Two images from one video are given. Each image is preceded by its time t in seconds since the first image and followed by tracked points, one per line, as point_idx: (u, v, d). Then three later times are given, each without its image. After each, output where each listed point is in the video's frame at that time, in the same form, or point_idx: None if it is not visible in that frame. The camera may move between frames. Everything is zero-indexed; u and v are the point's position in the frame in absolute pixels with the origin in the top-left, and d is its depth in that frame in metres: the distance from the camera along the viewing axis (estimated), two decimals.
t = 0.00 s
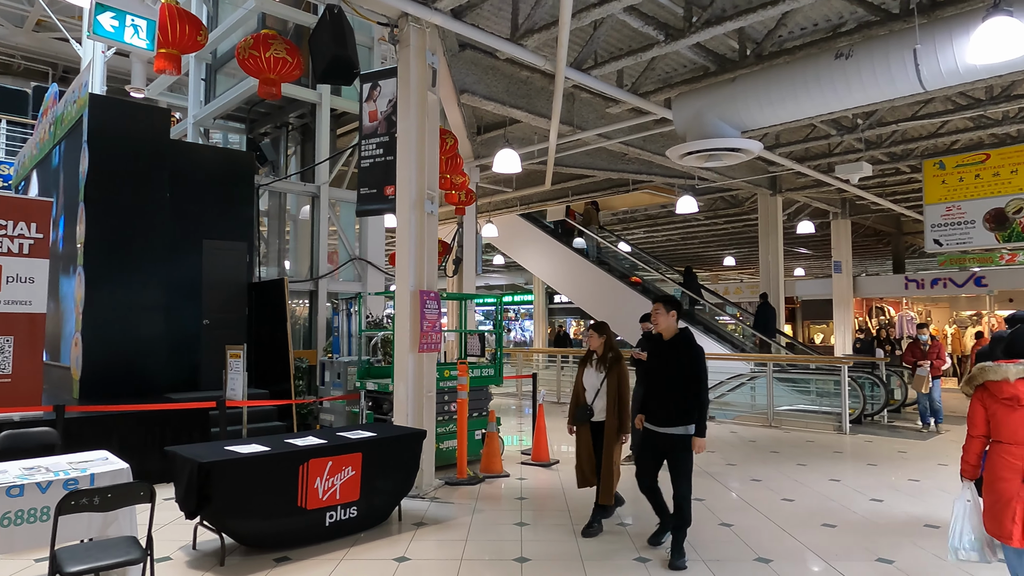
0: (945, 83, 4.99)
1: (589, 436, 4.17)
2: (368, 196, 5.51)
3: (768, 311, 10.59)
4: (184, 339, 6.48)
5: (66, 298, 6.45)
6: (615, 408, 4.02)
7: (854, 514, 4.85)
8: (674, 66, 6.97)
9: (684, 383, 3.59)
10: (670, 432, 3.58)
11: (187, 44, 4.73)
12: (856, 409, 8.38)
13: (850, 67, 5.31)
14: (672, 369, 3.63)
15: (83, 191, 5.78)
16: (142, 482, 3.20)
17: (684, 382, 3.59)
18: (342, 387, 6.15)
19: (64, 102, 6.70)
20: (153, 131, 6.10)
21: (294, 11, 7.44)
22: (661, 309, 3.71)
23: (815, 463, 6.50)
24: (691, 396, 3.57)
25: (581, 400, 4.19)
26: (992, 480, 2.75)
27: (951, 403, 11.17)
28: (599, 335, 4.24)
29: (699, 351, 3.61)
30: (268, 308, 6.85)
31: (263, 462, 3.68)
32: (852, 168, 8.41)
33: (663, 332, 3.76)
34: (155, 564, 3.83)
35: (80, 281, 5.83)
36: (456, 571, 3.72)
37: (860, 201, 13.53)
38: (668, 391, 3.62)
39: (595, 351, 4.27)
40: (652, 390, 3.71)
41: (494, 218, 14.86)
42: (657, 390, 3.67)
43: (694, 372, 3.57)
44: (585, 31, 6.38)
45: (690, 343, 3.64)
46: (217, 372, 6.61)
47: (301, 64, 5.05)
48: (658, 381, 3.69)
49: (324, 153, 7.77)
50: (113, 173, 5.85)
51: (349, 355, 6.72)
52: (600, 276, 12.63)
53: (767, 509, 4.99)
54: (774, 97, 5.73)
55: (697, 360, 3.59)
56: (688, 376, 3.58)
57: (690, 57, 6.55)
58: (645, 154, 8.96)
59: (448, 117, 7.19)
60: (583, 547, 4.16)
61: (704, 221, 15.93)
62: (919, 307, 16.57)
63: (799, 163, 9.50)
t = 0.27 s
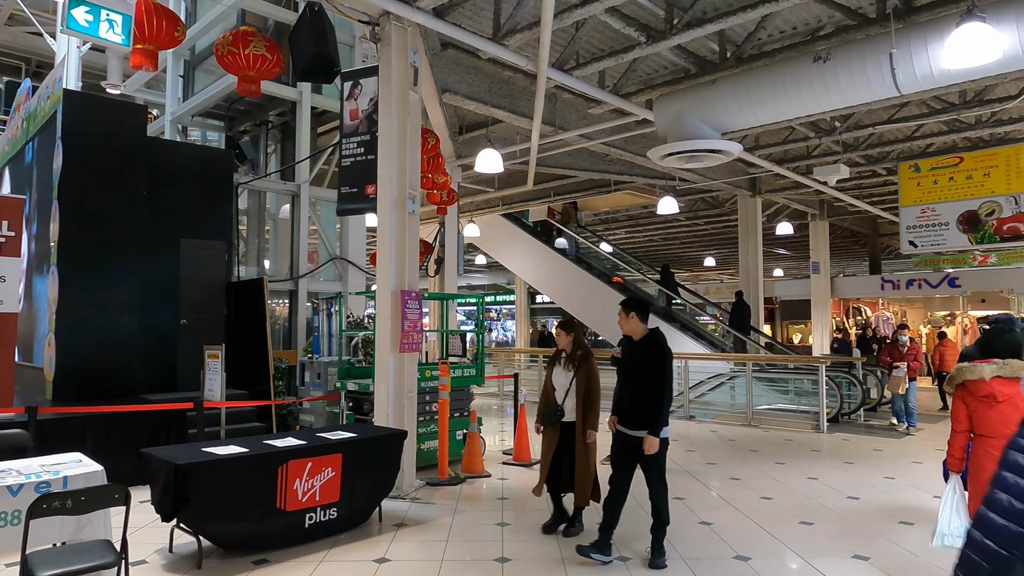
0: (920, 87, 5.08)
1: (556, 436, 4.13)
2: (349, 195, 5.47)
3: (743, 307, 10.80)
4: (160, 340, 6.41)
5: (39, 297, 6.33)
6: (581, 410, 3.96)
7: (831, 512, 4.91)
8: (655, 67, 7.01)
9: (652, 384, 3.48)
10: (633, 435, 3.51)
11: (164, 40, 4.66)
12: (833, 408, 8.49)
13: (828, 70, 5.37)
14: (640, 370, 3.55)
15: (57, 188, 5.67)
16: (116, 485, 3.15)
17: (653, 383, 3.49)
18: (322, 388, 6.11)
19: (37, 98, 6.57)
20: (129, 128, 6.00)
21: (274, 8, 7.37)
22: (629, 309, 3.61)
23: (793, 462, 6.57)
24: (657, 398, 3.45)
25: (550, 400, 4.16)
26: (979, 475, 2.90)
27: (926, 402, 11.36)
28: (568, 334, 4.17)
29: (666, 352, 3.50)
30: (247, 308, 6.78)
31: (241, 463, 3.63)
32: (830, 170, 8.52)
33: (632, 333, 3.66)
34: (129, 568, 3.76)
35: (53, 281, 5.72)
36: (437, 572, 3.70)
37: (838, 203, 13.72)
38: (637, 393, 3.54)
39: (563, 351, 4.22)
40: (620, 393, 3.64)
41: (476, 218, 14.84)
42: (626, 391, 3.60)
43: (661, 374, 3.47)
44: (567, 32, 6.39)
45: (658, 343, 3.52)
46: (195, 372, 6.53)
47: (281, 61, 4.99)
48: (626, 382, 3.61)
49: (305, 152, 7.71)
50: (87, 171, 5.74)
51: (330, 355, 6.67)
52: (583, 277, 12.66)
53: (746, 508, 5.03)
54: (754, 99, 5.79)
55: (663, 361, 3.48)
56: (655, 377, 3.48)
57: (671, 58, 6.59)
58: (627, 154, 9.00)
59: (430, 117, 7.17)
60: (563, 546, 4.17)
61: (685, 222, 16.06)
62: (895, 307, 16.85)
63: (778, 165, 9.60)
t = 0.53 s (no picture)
0: (902, 90, 5.14)
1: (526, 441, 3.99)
2: (335, 194, 5.44)
3: (725, 304, 10.78)
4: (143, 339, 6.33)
5: (19, 297, 6.24)
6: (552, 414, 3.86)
7: (815, 511, 4.95)
8: (642, 68, 7.04)
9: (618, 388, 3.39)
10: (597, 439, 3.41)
11: (147, 36, 4.60)
12: (817, 408, 8.56)
13: (812, 73, 5.42)
14: (607, 372, 3.45)
15: (37, 186, 5.59)
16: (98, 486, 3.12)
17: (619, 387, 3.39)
18: (308, 388, 6.07)
19: (17, 94, 6.48)
20: (112, 125, 5.92)
21: (260, 6, 7.32)
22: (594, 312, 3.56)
23: (778, 461, 6.62)
24: (622, 401, 3.35)
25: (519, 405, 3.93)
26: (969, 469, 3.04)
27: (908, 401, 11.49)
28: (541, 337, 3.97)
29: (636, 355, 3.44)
30: (232, 307, 6.72)
31: (225, 464, 3.60)
32: (814, 172, 8.60)
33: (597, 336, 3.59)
34: (111, 570, 3.71)
35: (34, 280, 5.64)
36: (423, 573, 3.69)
37: (822, 204, 13.85)
38: (601, 396, 3.44)
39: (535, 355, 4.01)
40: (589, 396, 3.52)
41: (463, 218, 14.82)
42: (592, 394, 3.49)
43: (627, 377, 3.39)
44: (555, 32, 6.40)
45: (627, 347, 3.44)
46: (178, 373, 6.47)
47: (267, 59, 4.95)
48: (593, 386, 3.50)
49: (290, 150, 7.66)
50: (69, 168, 5.66)
51: (316, 355, 6.63)
52: (570, 277, 12.69)
53: (731, 507, 5.06)
54: (740, 100, 5.82)
55: (631, 364, 3.41)
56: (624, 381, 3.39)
57: (658, 59, 6.62)
58: (614, 155, 9.02)
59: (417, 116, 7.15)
60: (550, 546, 4.17)
61: (672, 222, 16.14)
62: (878, 307, 17.03)
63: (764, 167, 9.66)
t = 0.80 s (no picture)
0: (891, 91, 5.17)
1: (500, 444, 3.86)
2: (325, 193, 5.41)
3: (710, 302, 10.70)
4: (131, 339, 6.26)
5: (5, 296, 6.17)
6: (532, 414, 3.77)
7: (805, 509, 4.97)
8: (633, 68, 7.05)
9: (589, 387, 3.36)
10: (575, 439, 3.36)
11: (135, 33, 4.57)
12: (807, 407, 8.60)
13: (802, 73, 5.44)
14: (576, 371, 3.41)
15: (23, 184, 5.54)
16: (85, 488, 3.09)
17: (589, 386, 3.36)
18: (298, 388, 6.03)
19: (4, 91, 6.41)
20: (100, 123, 5.87)
21: (251, 3, 7.28)
22: (558, 309, 3.52)
23: (768, 460, 6.65)
24: (596, 399, 3.33)
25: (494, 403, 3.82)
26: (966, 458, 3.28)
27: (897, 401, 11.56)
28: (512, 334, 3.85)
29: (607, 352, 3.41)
30: (222, 307, 6.68)
31: (214, 464, 3.57)
32: (804, 172, 8.64)
33: (563, 334, 3.55)
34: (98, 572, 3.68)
35: (20, 279, 5.57)
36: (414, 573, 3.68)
37: (812, 204, 13.94)
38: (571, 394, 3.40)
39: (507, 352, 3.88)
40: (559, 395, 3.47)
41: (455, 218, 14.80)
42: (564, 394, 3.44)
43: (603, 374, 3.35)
44: (546, 31, 6.40)
45: (595, 344, 3.43)
46: (167, 373, 6.41)
47: (256, 57, 4.92)
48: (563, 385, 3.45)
49: (281, 149, 7.63)
50: (56, 166, 5.60)
51: (306, 354, 6.60)
52: (562, 276, 12.69)
53: (722, 506, 5.08)
54: (731, 100, 5.84)
55: (603, 361, 3.38)
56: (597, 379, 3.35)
57: (649, 59, 6.64)
58: (606, 154, 9.03)
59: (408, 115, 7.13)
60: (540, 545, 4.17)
61: (663, 222, 16.18)
62: (867, 307, 17.16)
63: (755, 167, 9.70)
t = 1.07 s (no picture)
0: (878, 93, 5.22)
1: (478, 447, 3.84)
2: (313, 192, 5.38)
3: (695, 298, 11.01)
4: (116, 340, 6.20)
5: None
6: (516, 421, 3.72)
7: (792, 509, 5.00)
8: (622, 69, 7.07)
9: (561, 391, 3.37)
10: (554, 443, 3.35)
11: (121, 31, 4.52)
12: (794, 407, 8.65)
13: (790, 75, 5.48)
14: (549, 375, 3.39)
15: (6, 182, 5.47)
16: (69, 490, 3.05)
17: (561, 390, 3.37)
18: (286, 389, 6.00)
19: None
20: (85, 121, 5.81)
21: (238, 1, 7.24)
22: (528, 312, 3.45)
23: (756, 459, 6.69)
24: (569, 402, 3.36)
25: (470, 407, 3.81)
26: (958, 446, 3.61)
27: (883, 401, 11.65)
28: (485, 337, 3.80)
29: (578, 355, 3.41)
30: (209, 307, 6.63)
31: (200, 466, 3.54)
32: (792, 173, 8.69)
33: (534, 336, 3.48)
34: None
35: (2, 278, 5.50)
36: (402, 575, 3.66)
37: (799, 205, 14.04)
38: (543, 398, 3.39)
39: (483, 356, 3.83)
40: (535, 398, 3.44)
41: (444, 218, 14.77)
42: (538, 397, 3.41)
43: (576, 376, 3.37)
44: (535, 31, 6.41)
45: (565, 347, 3.42)
46: (153, 373, 6.35)
47: (244, 55, 4.89)
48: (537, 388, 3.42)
49: (269, 148, 7.59)
50: (40, 165, 5.54)
51: (294, 355, 6.56)
52: (551, 277, 12.69)
53: (710, 505, 5.10)
54: (719, 102, 5.87)
55: (576, 364, 3.39)
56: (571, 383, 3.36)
57: (638, 60, 6.66)
58: (595, 155, 9.04)
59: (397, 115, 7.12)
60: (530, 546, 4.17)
61: (651, 223, 16.23)
62: (854, 308, 17.31)
63: (743, 168, 9.74)
